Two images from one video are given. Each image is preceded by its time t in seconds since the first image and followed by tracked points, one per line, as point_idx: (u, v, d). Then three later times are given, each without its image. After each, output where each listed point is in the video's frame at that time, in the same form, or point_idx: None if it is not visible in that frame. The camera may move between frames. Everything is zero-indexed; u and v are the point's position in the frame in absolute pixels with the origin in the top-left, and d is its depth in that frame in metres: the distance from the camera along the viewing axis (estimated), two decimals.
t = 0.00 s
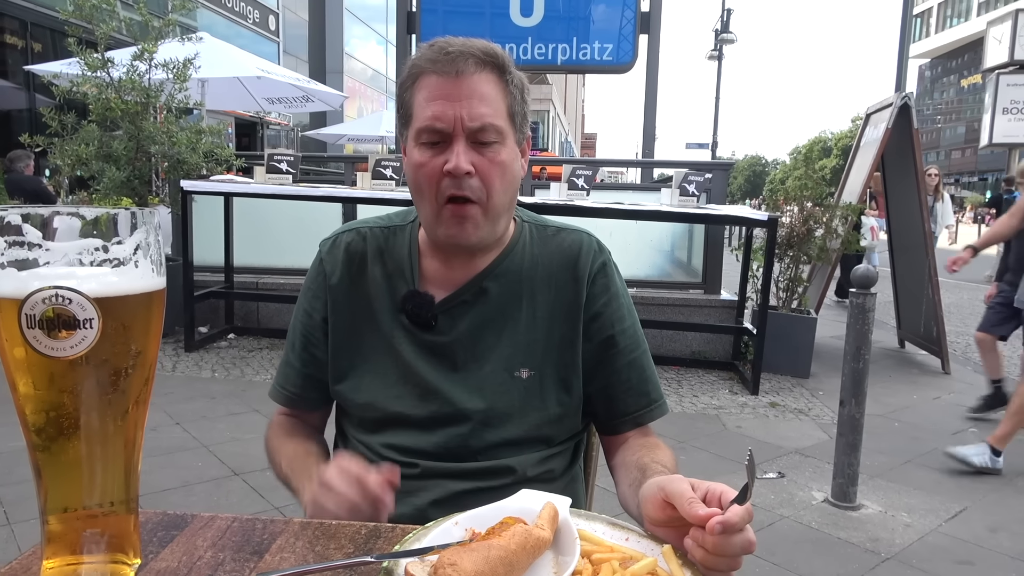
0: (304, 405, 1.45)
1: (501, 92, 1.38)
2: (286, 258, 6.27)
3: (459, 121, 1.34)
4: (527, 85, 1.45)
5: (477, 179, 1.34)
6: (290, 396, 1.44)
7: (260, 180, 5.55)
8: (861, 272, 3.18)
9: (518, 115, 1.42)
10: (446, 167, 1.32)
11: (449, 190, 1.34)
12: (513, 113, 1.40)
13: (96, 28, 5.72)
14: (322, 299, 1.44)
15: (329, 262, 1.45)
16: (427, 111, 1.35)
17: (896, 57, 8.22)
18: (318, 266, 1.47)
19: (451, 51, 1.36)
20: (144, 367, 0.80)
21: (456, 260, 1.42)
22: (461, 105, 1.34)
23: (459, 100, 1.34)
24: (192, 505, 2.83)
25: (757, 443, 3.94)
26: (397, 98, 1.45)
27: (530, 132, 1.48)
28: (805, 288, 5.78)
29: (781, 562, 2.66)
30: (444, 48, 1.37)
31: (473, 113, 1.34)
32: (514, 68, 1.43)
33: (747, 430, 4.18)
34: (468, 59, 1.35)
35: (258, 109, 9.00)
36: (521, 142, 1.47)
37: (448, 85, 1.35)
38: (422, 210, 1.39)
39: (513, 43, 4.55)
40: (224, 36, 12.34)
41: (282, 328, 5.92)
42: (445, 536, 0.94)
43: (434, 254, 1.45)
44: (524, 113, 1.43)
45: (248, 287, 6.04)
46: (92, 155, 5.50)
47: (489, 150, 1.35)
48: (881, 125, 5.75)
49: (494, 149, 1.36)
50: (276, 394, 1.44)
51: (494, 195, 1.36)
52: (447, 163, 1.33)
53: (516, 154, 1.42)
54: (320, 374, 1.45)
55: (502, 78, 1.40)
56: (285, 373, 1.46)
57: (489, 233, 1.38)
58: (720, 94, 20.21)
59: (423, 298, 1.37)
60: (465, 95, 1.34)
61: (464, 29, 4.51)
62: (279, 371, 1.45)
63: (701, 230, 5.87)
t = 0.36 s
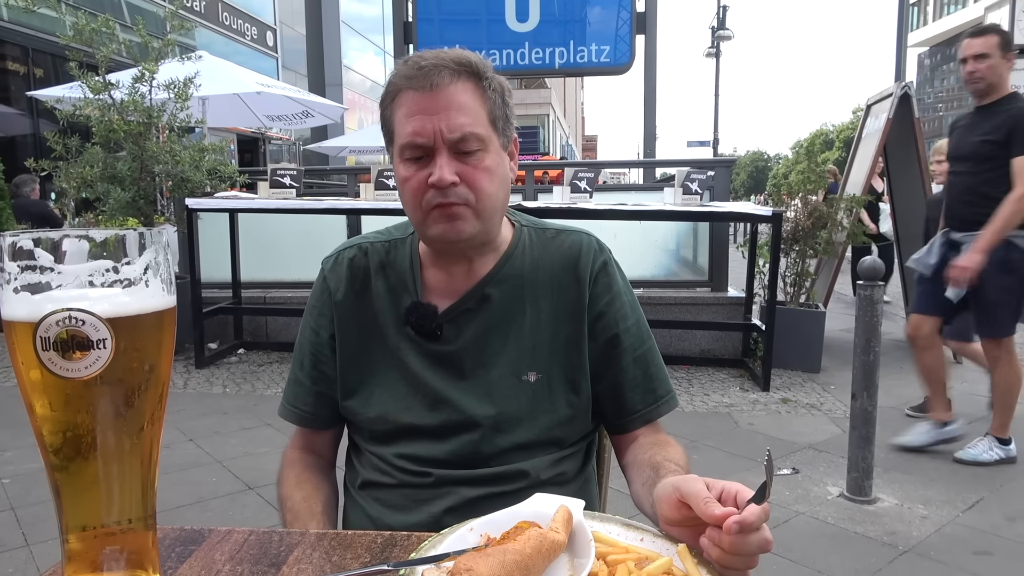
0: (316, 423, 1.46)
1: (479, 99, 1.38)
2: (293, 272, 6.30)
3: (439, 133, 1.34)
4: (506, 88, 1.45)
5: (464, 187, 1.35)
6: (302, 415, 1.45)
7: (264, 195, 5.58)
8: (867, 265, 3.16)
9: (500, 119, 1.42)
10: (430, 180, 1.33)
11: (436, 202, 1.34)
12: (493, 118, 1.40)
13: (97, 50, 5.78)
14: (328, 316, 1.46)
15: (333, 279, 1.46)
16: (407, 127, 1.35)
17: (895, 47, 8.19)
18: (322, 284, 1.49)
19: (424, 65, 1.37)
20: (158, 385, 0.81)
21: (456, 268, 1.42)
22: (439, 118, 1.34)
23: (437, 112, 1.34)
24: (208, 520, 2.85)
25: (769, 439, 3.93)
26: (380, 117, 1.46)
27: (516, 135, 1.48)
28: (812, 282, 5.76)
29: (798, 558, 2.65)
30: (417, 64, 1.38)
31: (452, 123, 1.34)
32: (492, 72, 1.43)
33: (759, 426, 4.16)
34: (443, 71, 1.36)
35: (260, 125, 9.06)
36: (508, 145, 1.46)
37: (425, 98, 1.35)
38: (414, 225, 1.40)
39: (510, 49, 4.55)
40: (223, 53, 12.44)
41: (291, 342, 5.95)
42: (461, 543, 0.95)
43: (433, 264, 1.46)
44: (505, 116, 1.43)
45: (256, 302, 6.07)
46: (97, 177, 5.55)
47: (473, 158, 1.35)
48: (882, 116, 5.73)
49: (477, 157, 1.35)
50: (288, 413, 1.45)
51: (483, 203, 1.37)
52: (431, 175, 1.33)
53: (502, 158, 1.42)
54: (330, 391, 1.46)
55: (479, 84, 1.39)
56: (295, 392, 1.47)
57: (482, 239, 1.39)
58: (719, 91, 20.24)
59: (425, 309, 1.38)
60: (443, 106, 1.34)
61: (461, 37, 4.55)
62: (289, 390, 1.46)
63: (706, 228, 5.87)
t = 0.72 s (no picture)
0: (315, 427, 1.46)
1: (474, 105, 1.39)
2: (299, 275, 6.33)
3: (434, 138, 1.34)
4: (502, 93, 1.45)
5: (458, 192, 1.35)
6: (300, 419, 1.45)
7: (271, 199, 5.61)
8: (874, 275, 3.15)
9: (495, 124, 1.42)
10: (425, 184, 1.34)
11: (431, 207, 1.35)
12: (489, 123, 1.40)
13: (109, 54, 5.83)
14: (326, 320, 1.46)
15: (332, 283, 1.47)
16: (402, 132, 1.36)
17: (904, 59, 8.20)
18: (321, 288, 1.50)
19: (418, 72, 1.37)
20: (162, 383, 0.81)
21: (451, 273, 1.43)
22: (433, 123, 1.34)
23: (431, 118, 1.34)
24: (210, 522, 2.85)
25: (773, 449, 3.91)
26: (377, 123, 1.47)
27: (512, 139, 1.48)
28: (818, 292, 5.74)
29: (800, 569, 2.63)
30: (412, 70, 1.38)
31: (447, 129, 1.34)
32: (486, 77, 1.43)
33: (763, 436, 4.15)
34: (437, 77, 1.36)
35: (269, 129, 9.12)
36: (504, 149, 1.47)
37: (420, 104, 1.36)
38: (410, 229, 1.41)
39: (519, 56, 4.57)
40: (233, 57, 12.53)
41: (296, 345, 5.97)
42: (462, 544, 0.95)
43: (430, 269, 1.47)
44: (501, 121, 1.43)
45: (262, 305, 6.10)
46: (106, 178, 5.60)
47: (468, 162, 1.36)
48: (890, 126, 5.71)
49: (472, 162, 1.36)
50: (288, 415, 1.45)
51: (478, 207, 1.37)
52: (426, 180, 1.34)
53: (498, 162, 1.42)
54: (328, 394, 1.47)
55: (474, 89, 1.40)
56: (294, 395, 1.47)
57: (478, 242, 1.39)
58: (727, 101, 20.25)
59: (422, 312, 1.39)
60: (438, 111, 1.35)
61: (470, 44, 4.56)
62: (288, 393, 1.47)
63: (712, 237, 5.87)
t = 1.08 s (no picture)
0: (321, 424, 1.46)
1: (483, 102, 1.39)
2: (301, 279, 6.33)
3: (444, 135, 1.34)
4: (511, 93, 1.46)
5: (467, 188, 1.35)
6: (307, 415, 1.45)
7: (275, 203, 5.62)
8: (878, 280, 3.12)
9: (504, 123, 1.43)
10: (435, 180, 1.34)
11: (439, 204, 1.35)
12: (498, 122, 1.41)
13: (113, 58, 5.85)
14: (333, 317, 1.46)
15: (339, 280, 1.46)
16: (412, 129, 1.36)
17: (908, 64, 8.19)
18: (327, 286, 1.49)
19: (429, 69, 1.38)
20: (165, 386, 0.81)
21: (460, 270, 1.43)
22: (443, 120, 1.35)
23: (441, 115, 1.35)
24: (213, 526, 2.84)
25: (777, 454, 3.89)
26: (388, 121, 1.47)
27: (520, 140, 1.48)
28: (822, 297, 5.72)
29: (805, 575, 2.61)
30: (423, 68, 1.39)
31: (456, 126, 1.35)
32: (496, 76, 1.44)
33: (767, 441, 4.13)
34: (448, 74, 1.37)
35: (273, 134, 9.14)
36: (513, 147, 1.47)
37: (431, 101, 1.36)
38: (418, 227, 1.40)
39: (522, 61, 4.59)
40: (237, 62, 12.58)
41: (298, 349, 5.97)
42: (466, 549, 0.94)
43: (438, 266, 1.46)
44: (509, 121, 1.44)
45: (264, 309, 6.10)
46: (110, 182, 5.61)
47: (476, 159, 1.36)
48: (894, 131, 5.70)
49: (481, 160, 1.36)
50: (293, 412, 1.45)
51: (486, 204, 1.37)
52: (435, 176, 1.34)
53: (506, 161, 1.42)
54: (335, 391, 1.46)
55: (484, 88, 1.40)
56: (300, 392, 1.47)
57: (486, 239, 1.39)
58: (730, 105, 20.25)
59: (428, 309, 1.38)
60: (448, 109, 1.35)
61: (474, 49, 4.58)
62: (294, 390, 1.46)
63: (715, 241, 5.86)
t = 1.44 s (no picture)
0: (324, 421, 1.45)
1: (519, 121, 1.37)
2: (304, 282, 6.34)
3: (478, 153, 1.33)
4: (541, 108, 1.44)
5: (497, 209, 1.35)
6: (310, 413, 1.44)
7: (278, 206, 5.64)
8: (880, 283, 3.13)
9: (534, 141, 1.42)
10: (466, 200, 1.33)
11: (468, 221, 1.35)
12: (529, 140, 1.40)
13: (117, 61, 5.87)
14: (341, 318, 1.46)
15: (346, 282, 1.46)
16: (445, 143, 1.33)
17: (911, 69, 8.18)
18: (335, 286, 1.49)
19: (469, 81, 1.34)
20: (170, 391, 0.81)
21: (473, 278, 1.43)
22: (480, 138, 1.32)
23: (478, 132, 1.32)
24: (215, 528, 2.84)
25: (780, 459, 3.88)
26: (411, 122, 1.42)
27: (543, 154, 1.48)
28: (824, 301, 5.72)
29: None
30: (461, 79, 1.35)
31: (492, 145, 1.33)
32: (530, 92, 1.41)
33: (769, 445, 4.12)
34: (486, 89, 1.33)
35: (276, 136, 9.17)
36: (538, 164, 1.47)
37: (466, 116, 1.33)
38: (439, 238, 1.39)
39: (525, 65, 4.61)
40: (240, 65, 12.62)
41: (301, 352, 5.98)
42: (469, 554, 0.95)
43: (449, 271, 1.46)
44: (538, 138, 1.43)
45: (267, 312, 6.12)
46: (114, 185, 5.62)
47: (509, 180, 1.35)
48: (897, 135, 5.70)
49: (513, 180, 1.35)
50: (295, 411, 1.44)
51: (513, 225, 1.37)
52: (467, 195, 1.33)
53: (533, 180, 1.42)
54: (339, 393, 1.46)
55: (520, 105, 1.38)
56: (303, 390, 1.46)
57: (507, 255, 1.40)
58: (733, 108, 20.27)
59: (437, 316, 1.38)
60: (485, 127, 1.33)
61: (477, 52, 4.59)
62: (297, 389, 1.45)
63: (717, 245, 5.86)
